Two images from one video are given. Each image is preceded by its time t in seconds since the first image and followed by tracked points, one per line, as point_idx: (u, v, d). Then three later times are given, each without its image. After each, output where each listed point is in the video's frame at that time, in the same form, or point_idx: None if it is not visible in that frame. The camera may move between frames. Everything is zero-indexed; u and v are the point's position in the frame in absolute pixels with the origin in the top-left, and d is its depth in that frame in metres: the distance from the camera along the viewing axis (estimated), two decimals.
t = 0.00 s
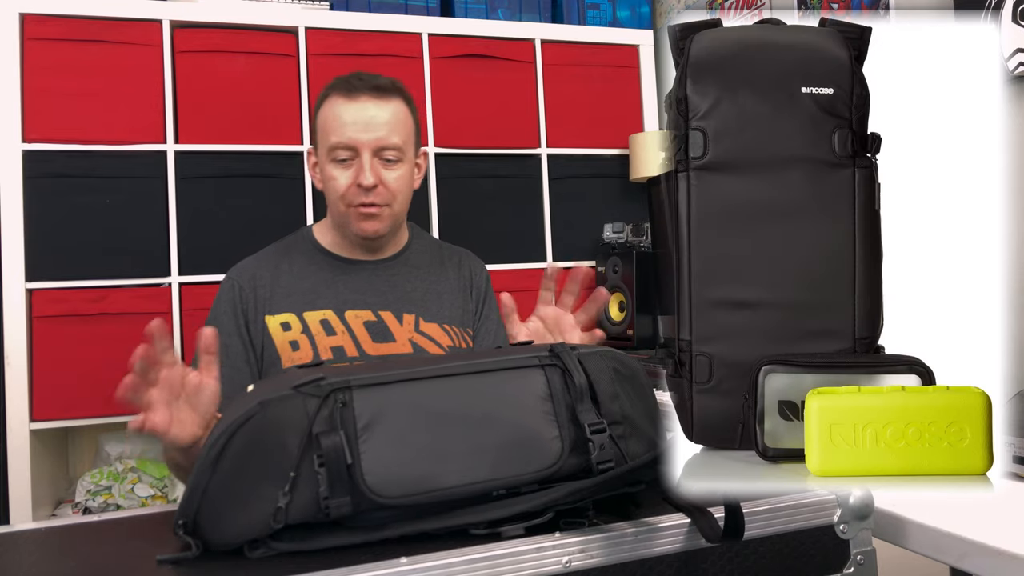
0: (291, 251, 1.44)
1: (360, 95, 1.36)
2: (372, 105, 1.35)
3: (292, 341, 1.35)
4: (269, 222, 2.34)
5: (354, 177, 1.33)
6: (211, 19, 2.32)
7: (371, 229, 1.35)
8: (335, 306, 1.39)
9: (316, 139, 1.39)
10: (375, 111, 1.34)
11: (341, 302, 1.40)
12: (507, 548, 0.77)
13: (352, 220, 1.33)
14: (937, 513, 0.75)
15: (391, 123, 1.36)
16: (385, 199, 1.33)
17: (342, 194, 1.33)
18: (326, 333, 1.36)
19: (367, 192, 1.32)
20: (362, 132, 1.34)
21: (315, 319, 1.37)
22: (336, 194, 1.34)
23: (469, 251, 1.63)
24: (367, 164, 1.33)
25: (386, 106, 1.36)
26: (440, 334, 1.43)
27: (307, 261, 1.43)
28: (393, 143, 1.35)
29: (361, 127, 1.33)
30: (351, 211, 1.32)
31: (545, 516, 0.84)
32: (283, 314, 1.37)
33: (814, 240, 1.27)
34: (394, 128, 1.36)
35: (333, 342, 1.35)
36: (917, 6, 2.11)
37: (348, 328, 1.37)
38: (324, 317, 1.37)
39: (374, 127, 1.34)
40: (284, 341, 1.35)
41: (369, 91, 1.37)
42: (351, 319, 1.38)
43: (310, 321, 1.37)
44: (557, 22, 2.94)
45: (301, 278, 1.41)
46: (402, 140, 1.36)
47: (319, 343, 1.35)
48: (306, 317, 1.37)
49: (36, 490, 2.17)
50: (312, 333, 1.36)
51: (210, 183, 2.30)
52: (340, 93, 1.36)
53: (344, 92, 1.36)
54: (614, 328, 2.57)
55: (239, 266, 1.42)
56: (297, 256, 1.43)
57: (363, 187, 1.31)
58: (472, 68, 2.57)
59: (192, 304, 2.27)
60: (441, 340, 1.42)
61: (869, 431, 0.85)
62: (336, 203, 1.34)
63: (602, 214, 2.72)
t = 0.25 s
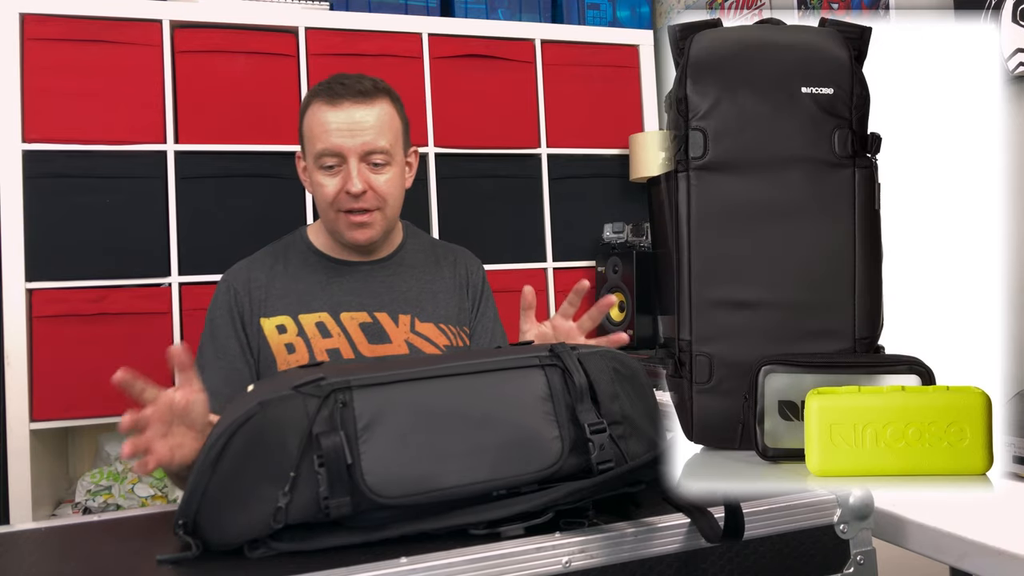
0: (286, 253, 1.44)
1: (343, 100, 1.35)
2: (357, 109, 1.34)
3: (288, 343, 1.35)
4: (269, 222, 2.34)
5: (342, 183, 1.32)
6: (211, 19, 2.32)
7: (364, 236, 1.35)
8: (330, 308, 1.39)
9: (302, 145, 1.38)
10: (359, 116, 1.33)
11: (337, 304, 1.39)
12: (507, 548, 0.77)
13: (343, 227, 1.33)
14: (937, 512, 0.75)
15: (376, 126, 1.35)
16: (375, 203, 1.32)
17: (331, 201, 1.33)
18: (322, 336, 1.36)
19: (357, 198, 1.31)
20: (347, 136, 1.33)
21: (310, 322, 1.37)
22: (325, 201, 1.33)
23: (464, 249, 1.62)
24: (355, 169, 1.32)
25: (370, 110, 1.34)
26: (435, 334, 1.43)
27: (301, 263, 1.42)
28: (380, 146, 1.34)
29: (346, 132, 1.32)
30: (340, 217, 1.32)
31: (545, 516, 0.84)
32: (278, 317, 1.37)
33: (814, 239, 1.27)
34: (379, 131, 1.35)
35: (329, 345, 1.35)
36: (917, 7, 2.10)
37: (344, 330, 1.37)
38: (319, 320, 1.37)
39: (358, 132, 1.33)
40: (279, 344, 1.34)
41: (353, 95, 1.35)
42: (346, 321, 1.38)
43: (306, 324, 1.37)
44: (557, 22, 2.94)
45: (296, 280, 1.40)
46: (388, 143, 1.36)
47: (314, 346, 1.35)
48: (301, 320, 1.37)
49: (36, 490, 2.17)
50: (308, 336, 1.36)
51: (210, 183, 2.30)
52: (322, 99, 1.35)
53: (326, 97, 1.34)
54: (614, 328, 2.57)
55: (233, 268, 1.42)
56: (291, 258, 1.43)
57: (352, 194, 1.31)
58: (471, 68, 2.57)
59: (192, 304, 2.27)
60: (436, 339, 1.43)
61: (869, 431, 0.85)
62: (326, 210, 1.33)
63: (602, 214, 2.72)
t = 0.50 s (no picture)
0: (285, 253, 1.45)
1: (342, 98, 1.34)
2: (355, 107, 1.33)
3: (287, 343, 1.35)
4: (269, 222, 2.34)
5: (341, 181, 1.32)
6: (211, 19, 2.32)
7: (362, 233, 1.36)
8: (328, 308, 1.39)
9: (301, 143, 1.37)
10: (357, 114, 1.32)
11: (335, 305, 1.40)
12: (507, 548, 0.77)
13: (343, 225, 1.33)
14: (937, 512, 0.75)
15: (375, 124, 1.34)
16: (375, 202, 1.32)
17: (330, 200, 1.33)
18: (321, 336, 1.36)
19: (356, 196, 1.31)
20: (346, 134, 1.32)
21: (309, 322, 1.37)
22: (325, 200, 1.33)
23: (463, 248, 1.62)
24: (355, 168, 1.32)
25: (369, 108, 1.34)
26: (434, 333, 1.43)
27: (300, 263, 1.42)
28: (379, 143, 1.34)
29: (345, 130, 1.32)
30: (340, 216, 1.33)
31: (545, 516, 0.84)
32: (276, 317, 1.37)
33: (814, 239, 1.27)
34: (378, 129, 1.34)
35: (328, 345, 1.34)
36: (917, 7, 2.10)
37: (343, 330, 1.37)
38: (319, 320, 1.37)
39: (357, 130, 1.32)
40: (279, 344, 1.34)
41: (351, 93, 1.35)
42: (345, 321, 1.39)
43: (305, 324, 1.37)
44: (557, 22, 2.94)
45: (295, 280, 1.40)
46: (388, 140, 1.36)
47: (313, 346, 1.35)
48: (300, 321, 1.37)
49: (36, 490, 2.17)
50: (307, 337, 1.36)
51: (210, 183, 2.30)
52: (321, 96, 1.34)
53: (324, 95, 1.34)
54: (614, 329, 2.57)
55: (232, 269, 1.42)
56: (290, 258, 1.43)
57: (352, 192, 1.31)
58: (471, 68, 2.57)
59: (192, 304, 2.27)
60: (435, 339, 1.43)
61: (869, 431, 0.85)
62: (326, 209, 1.33)
63: (602, 214, 2.72)
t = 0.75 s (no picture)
0: (288, 250, 1.45)
1: (346, 97, 1.34)
2: (360, 106, 1.33)
3: (290, 340, 1.36)
4: (268, 222, 2.34)
5: (345, 180, 1.32)
6: (211, 19, 2.32)
7: (366, 232, 1.35)
8: (331, 306, 1.40)
9: (305, 142, 1.37)
10: (362, 113, 1.32)
11: (338, 303, 1.40)
12: (507, 548, 0.77)
13: (346, 223, 1.33)
14: (937, 512, 0.75)
15: (379, 123, 1.34)
16: (378, 201, 1.32)
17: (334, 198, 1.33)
18: (323, 332, 1.37)
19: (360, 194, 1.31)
20: (350, 133, 1.32)
21: (312, 319, 1.37)
22: (329, 198, 1.33)
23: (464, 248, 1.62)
24: (358, 166, 1.32)
25: (373, 106, 1.34)
26: (435, 332, 1.43)
27: (304, 261, 1.43)
28: (384, 142, 1.34)
29: (350, 128, 1.32)
30: (344, 215, 1.33)
31: (545, 516, 0.84)
32: (279, 313, 1.38)
33: (813, 239, 1.27)
34: (383, 127, 1.34)
35: (330, 342, 1.36)
36: (917, 7, 2.09)
37: (345, 328, 1.38)
38: (321, 317, 1.38)
39: (362, 129, 1.33)
40: (281, 341, 1.35)
41: (355, 92, 1.35)
42: (347, 318, 1.39)
43: (307, 321, 1.38)
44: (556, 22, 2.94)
45: (298, 278, 1.41)
46: (392, 139, 1.36)
47: (316, 343, 1.36)
48: (303, 317, 1.37)
49: (36, 489, 2.17)
50: (309, 333, 1.37)
51: (211, 183, 2.30)
52: (325, 96, 1.34)
53: (329, 95, 1.34)
54: (614, 329, 2.56)
55: (236, 264, 1.42)
56: (294, 256, 1.44)
57: (356, 190, 1.31)
58: (471, 68, 2.57)
59: (192, 304, 2.27)
60: (436, 337, 1.42)
61: (869, 431, 0.85)
62: (330, 207, 1.33)
63: (602, 214, 2.72)
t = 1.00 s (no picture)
0: (296, 246, 1.46)
1: (360, 92, 1.36)
2: (374, 101, 1.36)
3: (293, 334, 1.36)
4: (269, 222, 2.34)
5: (356, 173, 1.33)
6: (211, 19, 2.32)
7: (373, 227, 1.35)
8: (336, 301, 1.40)
9: (319, 136, 1.39)
10: (376, 107, 1.34)
11: (342, 298, 1.40)
12: (506, 548, 0.77)
13: (354, 216, 1.33)
14: (937, 512, 0.75)
15: (393, 118, 1.36)
16: (387, 194, 1.33)
17: (345, 190, 1.33)
18: (327, 328, 1.37)
19: (370, 186, 1.32)
20: (363, 126, 1.34)
21: (316, 314, 1.38)
22: (340, 190, 1.33)
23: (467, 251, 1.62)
24: (369, 158, 1.33)
25: (389, 103, 1.36)
26: (438, 330, 1.42)
27: (310, 256, 1.43)
28: (396, 136, 1.36)
29: (364, 121, 1.34)
30: (353, 207, 1.33)
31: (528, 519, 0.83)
32: (285, 306, 1.38)
33: (813, 239, 1.27)
34: (396, 122, 1.36)
35: (333, 337, 1.35)
36: (918, 7, 2.10)
37: (349, 323, 1.37)
38: (326, 312, 1.38)
39: (375, 122, 1.35)
40: (284, 334, 1.35)
41: (369, 88, 1.37)
42: (352, 314, 1.39)
43: (312, 316, 1.38)
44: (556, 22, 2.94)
45: (304, 272, 1.41)
46: (403, 135, 1.37)
47: (319, 337, 1.36)
48: (307, 311, 1.37)
49: (36, 489, 2.17)
50: (313, 328, 1.37)
51: (211, 184, 2.30)
52: (341, 92, 1.37)
53: (345, 90, 1.36)
54: (614, 328, 2.56)
55: (245, 259, 1.43)
56: (301, 251, 1.44)
57: (366, 182, 1.32)
58: (472, 68, 2.57)
59: (192, 304, 2.27)
60: (439, 335, 1.42)
61: (869, 431, 0.85)
62: (339, 199, 1.33)
63: (602, 214, 2.72)
